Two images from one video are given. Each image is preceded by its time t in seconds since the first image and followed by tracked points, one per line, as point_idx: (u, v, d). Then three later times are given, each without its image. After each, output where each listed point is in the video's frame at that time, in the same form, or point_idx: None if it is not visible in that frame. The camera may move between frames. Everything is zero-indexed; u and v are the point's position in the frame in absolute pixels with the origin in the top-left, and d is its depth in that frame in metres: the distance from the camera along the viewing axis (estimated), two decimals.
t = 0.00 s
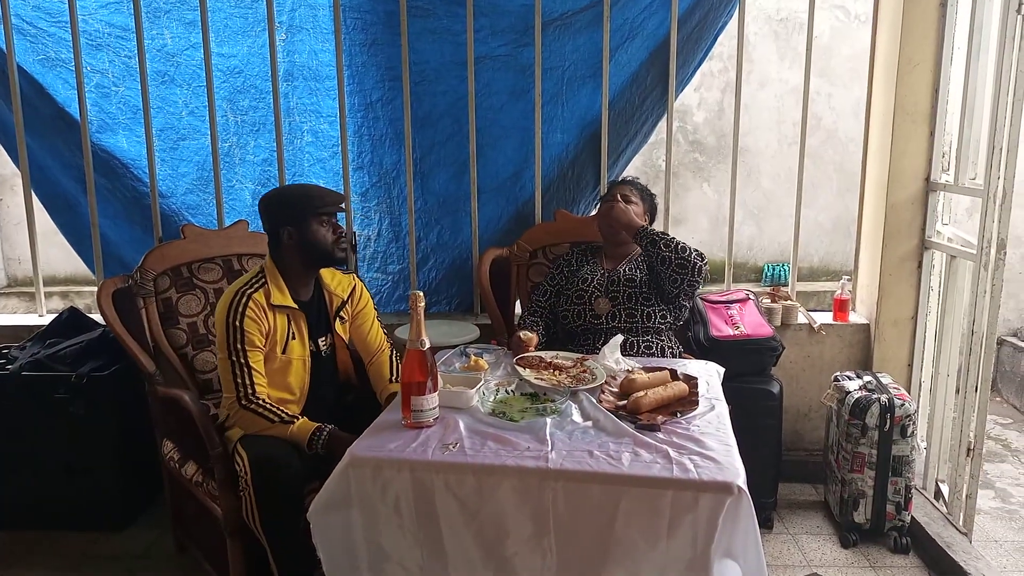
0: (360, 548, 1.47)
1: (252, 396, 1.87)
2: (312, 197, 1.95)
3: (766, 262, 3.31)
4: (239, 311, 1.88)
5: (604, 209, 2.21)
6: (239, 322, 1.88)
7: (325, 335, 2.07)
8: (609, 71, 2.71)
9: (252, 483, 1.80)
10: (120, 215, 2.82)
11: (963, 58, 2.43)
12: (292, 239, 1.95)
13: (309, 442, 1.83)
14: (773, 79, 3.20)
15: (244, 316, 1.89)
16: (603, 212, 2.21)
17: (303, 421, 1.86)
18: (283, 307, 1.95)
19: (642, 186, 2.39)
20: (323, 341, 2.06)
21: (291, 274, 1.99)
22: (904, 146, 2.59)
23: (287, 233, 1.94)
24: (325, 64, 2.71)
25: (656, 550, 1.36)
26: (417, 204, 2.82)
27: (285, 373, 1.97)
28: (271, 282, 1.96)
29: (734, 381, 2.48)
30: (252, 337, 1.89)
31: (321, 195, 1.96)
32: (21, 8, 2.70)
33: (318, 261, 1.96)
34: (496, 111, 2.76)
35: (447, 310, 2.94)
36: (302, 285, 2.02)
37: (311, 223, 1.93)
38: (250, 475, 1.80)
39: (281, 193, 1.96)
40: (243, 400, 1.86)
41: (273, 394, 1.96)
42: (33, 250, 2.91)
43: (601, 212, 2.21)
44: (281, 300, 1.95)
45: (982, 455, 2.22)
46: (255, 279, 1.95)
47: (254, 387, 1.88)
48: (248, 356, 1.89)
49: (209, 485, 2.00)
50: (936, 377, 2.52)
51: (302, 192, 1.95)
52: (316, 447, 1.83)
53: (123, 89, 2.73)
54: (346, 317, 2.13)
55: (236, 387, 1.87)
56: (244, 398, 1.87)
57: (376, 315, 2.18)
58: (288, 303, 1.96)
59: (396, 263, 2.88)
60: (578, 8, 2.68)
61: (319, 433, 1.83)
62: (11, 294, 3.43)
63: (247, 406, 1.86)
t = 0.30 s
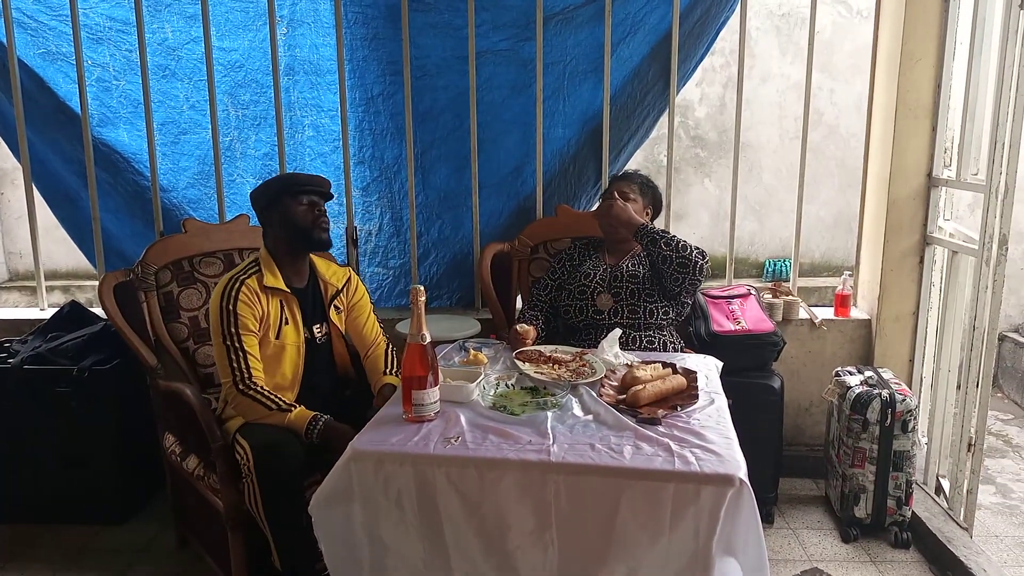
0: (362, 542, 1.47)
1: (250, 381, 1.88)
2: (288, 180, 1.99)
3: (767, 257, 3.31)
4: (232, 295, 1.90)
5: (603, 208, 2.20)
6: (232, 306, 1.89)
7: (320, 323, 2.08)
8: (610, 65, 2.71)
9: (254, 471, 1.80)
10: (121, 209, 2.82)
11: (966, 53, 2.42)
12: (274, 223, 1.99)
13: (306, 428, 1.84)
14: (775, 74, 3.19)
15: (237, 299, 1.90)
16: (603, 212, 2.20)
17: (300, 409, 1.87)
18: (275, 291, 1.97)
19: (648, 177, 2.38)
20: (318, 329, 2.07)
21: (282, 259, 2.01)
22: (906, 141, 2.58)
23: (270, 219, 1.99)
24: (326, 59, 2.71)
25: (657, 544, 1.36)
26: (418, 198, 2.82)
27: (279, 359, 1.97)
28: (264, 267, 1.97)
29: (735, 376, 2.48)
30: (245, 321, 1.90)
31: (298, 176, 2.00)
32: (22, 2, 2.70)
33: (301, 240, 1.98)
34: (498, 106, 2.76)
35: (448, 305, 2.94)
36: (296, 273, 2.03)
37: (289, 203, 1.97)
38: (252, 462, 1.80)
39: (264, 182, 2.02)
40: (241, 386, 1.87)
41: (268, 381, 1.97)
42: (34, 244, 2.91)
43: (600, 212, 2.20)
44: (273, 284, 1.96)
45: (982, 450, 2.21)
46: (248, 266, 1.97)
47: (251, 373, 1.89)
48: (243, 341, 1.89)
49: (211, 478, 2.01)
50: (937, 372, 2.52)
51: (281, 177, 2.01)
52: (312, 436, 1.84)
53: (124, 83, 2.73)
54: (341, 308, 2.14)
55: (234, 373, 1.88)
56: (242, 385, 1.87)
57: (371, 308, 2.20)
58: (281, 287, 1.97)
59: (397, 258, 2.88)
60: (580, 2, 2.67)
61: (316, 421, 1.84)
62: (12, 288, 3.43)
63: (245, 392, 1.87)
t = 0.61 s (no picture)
0: (368, 531, 1.47)
1: (262, 355, 1.89)
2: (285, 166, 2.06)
3: (773, 251, 3.30)
4: (237, 272, 1.93)
5: (600, 216, 2.16)
6: (238, 282, 1.91)
7: (324, 305, 2.08)
8: (617, 57, 2.70)
9: (276, 453, 1.84)
10: (128, 200, 2.83)
11: (975, 45, 2.41)
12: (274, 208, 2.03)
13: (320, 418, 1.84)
14: (782, 67, 3.18)
15: (243, 275, 1.93)
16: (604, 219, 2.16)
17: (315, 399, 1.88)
18: (278, 267, 1.99)
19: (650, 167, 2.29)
20: (322, 310, 2.07)
21: (285, 239, 2.03)
22: (914, 134, 2.57)
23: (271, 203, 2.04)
24: (332, 50, 2.71)
25: (662, 535, 1.36)
26: (423, 190, 2.82)
27: (284, 334, 1.99)
28: (267, 246, 2.01)
29: (740, 369, 2.48)
30: (252, 295, 1.92)
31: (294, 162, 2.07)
32: None
33: (298, 214, 2.00)
34: (504, 98, 2.75)
35: (454, 297, 2.94)
36: (300, 255, 2.05)
37: (284, 182, 2.02)
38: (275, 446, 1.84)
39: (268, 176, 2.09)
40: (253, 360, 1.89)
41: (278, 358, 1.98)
42: (41, 234, 2.92)
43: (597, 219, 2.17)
44: (276, 260, 1.99)
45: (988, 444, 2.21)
46: (252, 248, 2.01)
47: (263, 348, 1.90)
48: (250, 315, 1.92)
49: (217, 467, 2.02)
50: (943, 366, 2.51)
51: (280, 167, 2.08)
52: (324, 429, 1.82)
53: (131, 73, 2.73)
54: (345, 293, 2.14)
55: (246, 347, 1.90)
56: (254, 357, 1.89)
57: (372, 299, 2.20)
58: (283, 263, 2.00)
59: (402, 249, 2.88)
60: None
61: (330, 415, 1.83)
62: (19, 278, 3.45)
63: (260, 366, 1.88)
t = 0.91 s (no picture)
0: (374, 519, 1.48)
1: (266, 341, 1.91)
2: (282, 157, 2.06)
3: (780, 245, 3.30)
4: (239, 259, 1.93)
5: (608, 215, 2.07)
6: (241, 270, 1.92)
7: (327, 292, 2.09)
8: (624, 49, 2.70)
9: (283, 436, 1.85)
10: (136, 190, 2.84)
11: (985, 38, 2.39)
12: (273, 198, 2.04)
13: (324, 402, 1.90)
14: (790, 60, 3.16)
15: (245, 262, 1.93)
16: (609, 214, 2.06)
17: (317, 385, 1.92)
18: (280, 254, 2.00)
19: (652, 157, 2.13)
20: (325, 298, 2.08)
21: (285, 227, 2.04)
22: (923, 127, 2.56)
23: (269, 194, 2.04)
24: (339, 41, 2.71)
25: (667, 524, 1.37)
26: (430, 181, 2.83)
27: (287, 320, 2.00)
28: (269, 233, 2.02)
29: (746, 362, 2.48)
30: (254, 282, 1.93)
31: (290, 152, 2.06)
32: None
33: (296, 204, 2.00)
34: (511, 89, 2.75)
35: (460, 289, 2.94)
36: (302, 242, 2.06)
37: (281, 173, 2.02)
38: (282, 430, 1.84)
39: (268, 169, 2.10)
40: (259, 347, 1.91)
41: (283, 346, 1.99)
42: (50, 225, 2.94)
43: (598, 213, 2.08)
44: (277, 247, 2.00)
45: (994, 439, 2.21)
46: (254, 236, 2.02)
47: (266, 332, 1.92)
48: (255, 302, 1.92)
49: (224, 456, 2.03)
50: (950, 360, 2.51)
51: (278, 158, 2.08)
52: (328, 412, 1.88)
53: (139, 64, 2.74)
54: (347, 282, 2.14)
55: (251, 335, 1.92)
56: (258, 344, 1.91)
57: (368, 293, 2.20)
58: (284, 250, 2.01)
59: (409, 241, 2.89)
60: None
61: (334, 399, 1.89)
62: (28, 269, 3.47)
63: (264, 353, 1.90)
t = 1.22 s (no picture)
0: (375, 522, 1.48)
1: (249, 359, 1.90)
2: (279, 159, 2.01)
3: (779, 245, 3.30)
4: (228, 275, 1.93)
5: (606, 214, 2.07)
6: (229, 286, 1.92)
7: (319, 302, 2.08)
8: (621, 50, 2.70)
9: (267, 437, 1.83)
10: (133, 194, 2.84)
11: (981, 36, 2.40)
12: (268, 204, 2.01)
13: (304, 390, 1.83)
14: (787, 60, 3.16)
15: (233, 278, 1.93)
16: (607, 215, 2.07)
17: (296, 374, 1.86)
18: (271, 268, 1.98)
19: (653, 158, 2.12)
20: (318, 308, 2.07)
21: (277, 237, 2.02)
22: (920, 126, 2.56)
23: (264, 199, 2.01)
24: (336, 44, 2.71)
25: (668, 525, 1.37)
26: (428, 184, 2.82)
27: (278, 334, 1.99)
28: (260, 245, 2.00)
29: (745, 362, 2.48)
30: (242, 297, 1.92)
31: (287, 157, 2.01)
32: None
33: (296, 217, 1.99)
34: (508, 91, 2.75)
35: (459, 291, 2.94)
36: (294, 252, 2.04)
37: (281, 183, 1.98)
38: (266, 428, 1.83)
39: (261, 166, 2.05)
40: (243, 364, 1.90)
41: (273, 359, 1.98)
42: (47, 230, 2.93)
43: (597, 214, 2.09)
44: (269, 260, 1.98)
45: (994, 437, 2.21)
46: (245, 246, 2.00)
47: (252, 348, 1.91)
48: (243, 317, 1.92)
49: (224, 461, 2.02)
50: (950, 359, 2.51)
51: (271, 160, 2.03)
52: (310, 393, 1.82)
53: (135, 69, 2.74)
54: (340, 288, 2.13)
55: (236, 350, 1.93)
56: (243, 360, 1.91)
57: (368, 290, 2.19)
58: (276, 263, 1.99)
59: (407, 244, 2.89)
60: None
61: (311, 378, 1.82)
62: (26, 275, 3.46)
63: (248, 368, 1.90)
